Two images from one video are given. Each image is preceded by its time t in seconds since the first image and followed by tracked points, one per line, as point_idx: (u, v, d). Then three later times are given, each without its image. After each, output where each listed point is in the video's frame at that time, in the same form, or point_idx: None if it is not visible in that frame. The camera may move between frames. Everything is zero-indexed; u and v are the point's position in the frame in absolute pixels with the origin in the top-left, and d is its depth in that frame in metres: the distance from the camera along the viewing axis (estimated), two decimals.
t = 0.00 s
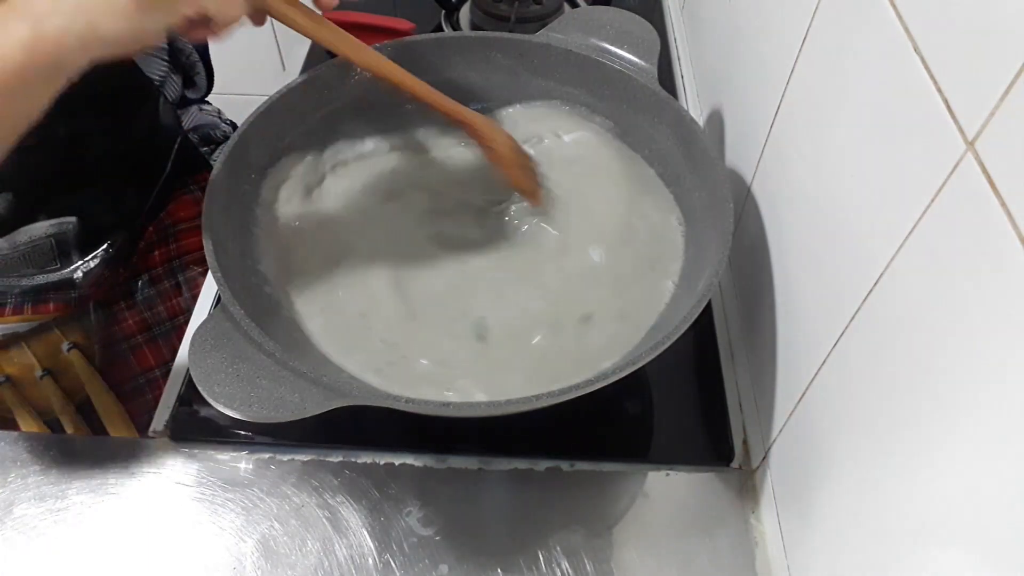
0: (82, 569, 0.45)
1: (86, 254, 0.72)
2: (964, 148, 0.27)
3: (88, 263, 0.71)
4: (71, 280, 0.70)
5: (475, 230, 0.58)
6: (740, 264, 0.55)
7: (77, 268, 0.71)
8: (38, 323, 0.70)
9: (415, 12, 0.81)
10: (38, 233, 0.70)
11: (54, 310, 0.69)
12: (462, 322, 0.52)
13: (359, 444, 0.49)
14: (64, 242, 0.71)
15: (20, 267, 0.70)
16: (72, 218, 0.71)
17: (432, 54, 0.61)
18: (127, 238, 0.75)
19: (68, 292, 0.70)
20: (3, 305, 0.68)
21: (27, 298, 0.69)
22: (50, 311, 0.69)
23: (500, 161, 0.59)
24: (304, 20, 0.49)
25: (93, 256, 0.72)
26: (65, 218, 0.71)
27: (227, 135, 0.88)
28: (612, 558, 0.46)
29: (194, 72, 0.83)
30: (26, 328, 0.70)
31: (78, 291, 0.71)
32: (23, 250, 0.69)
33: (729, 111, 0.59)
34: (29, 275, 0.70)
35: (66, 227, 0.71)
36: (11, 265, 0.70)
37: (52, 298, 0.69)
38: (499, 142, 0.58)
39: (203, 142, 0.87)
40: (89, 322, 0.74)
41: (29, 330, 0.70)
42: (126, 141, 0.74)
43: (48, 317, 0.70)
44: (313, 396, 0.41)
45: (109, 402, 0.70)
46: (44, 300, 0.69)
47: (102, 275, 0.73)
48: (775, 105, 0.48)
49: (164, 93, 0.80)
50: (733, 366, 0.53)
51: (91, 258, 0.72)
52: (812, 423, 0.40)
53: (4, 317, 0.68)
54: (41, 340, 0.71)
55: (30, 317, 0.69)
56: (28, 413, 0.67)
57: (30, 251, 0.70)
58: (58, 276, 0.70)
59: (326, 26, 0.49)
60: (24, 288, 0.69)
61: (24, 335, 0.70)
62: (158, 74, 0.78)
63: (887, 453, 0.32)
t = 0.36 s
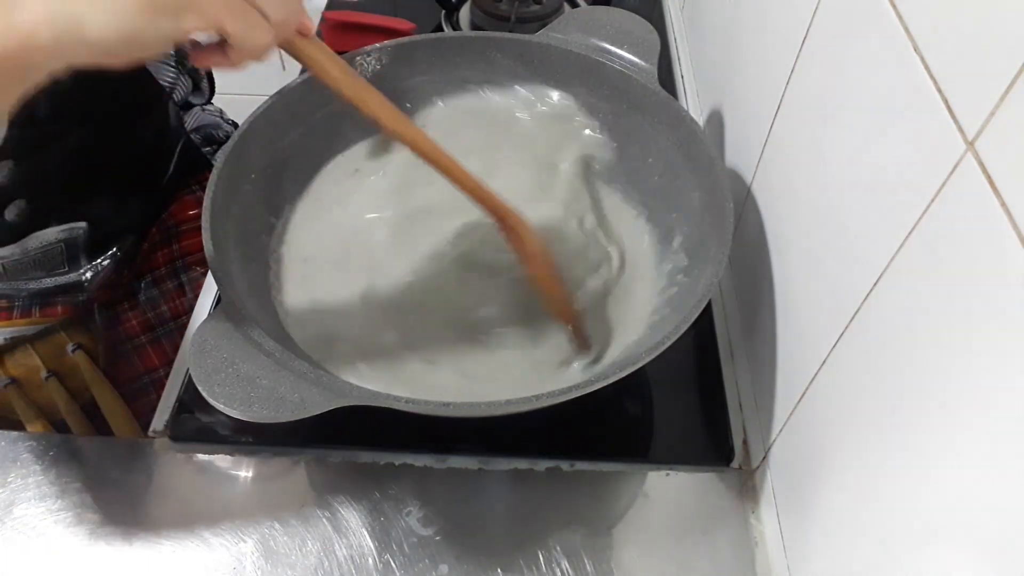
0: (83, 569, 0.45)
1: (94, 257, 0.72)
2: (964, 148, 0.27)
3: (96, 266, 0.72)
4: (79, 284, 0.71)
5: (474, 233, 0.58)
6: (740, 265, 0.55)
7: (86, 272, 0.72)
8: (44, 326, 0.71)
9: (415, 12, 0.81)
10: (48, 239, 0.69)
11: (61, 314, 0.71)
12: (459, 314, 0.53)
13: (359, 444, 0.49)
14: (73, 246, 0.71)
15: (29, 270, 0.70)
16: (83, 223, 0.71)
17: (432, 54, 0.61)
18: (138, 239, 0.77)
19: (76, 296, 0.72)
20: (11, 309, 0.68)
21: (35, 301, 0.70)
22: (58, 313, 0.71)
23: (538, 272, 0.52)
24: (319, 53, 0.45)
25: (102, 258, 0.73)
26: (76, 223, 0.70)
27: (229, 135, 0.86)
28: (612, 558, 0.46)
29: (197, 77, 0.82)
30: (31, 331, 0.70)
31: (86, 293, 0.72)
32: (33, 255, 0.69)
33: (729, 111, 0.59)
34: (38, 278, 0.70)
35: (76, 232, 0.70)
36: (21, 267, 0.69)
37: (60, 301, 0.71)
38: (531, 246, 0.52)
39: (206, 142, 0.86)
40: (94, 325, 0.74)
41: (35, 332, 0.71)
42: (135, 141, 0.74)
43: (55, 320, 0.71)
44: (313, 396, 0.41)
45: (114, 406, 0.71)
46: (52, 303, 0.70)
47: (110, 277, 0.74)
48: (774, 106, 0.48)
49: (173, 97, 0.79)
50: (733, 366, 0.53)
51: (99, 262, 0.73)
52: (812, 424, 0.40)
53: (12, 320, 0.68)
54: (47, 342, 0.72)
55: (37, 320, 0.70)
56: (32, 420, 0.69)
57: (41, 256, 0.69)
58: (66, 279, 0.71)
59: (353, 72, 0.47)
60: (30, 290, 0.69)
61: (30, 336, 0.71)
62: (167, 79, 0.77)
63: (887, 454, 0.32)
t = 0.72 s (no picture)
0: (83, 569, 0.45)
1: (89, 256, 0.73)
2: (964, 148, 0.27)
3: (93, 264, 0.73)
4: (77, 282, 0.72)
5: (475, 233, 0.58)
6: (741, 265, 0.55)
7: (82, 269, 0.72)
8: (43, 325, 0.70)
9: (415, 12, 0.81)
10: (43, 234, 0.71)
11: (58, 312, 0.71)
12: (459, 313, 0.54)
13: (360, 444, 0.48)
14: (69, 243, 0.72)
15: (23, 269, 0.71)
16: (77, 220, 0.72)
17: (432, 53, 0.61)
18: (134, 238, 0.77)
19: (72, 294, 0.72)
20: (8, 307, 0.68)
21: (32, 300, 0.69)
22: (54, 313, 0.70)
23: (337, 254, 0.49)
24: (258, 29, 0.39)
25: (97, 258, 0.74)
26: (71, 220, 0.72)
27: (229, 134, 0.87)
28: (612, 558, 0.46)
29: (197, 77, 0.83)
30: (29, 330, 0.70)
31: (83, 292, 0.72)
32: (29, 251, 0.70)
33: (729, 111, 0.59)
34: (32, 277, 0.71)
35: (72, 229, 0.72)
36: (16, 266, 0.70)
37: (57, 299, 0.71)
38: (357, 232, 0.49)
39: (204, 142, 0.86)
40: (92, 323, 0.74)
41: (34, 331, 0.70)
42: (133, 140, 0.74)
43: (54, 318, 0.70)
44: (313, 397, 0.41)
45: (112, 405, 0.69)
46: (48, 302, 0.70)
47: (106, 277, 0.74)
48: (775, 106, 0.48)
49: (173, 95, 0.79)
50: (733, 366, 0.53)
51: (95, 260, 0.73)
52: (811, 424, 0.40)
53: (10, 318, 0.68)
54: (45, 340, 0.71)
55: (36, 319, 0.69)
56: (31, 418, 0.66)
57: (36, 253, 0.71)
58: (61, 278, 0.71)
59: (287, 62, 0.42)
60: (26, 290, 0.69)
61: (27, 336, 0.70)
62: (165, 77, 0.76)
63: (887, 454, 0.32)
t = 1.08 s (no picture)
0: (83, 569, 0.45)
1: (88, 255, 0.73)
2: (964, 148, 0.27)
3: (93, 262, 0.73)
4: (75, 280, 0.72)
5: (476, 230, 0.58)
6: (741, 264, 0.55)
7: (81, 267, 0.72)
8: (39, 324, 0.71)
9: (415, 12, 0.81)
10: (41, 231, 0.71)
11: (56, 310, 0.72)
12: (463, 306, 0.53)
13: (359, 444, 0.49)
14: (67, 241, 0.72)
15: (23, 267, 0.71)
16: (76, 218, 0.72)
17: (432, 54, 0.61)
18: (131, 237, 0.76)
19: (70, 293, 0.72)
20: (5, 305, 0.70)
21: (30, 298, 0.71)
22: (53, 311, 0.71)
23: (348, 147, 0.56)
24: None
25: (95, 257, 0.73)
26: (70, 217, 0.72)
27: (228, 134, 0.88)
28: (612, 558, 0.46)
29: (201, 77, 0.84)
30: (24, 330, 0.71)
31: (81, 291, 0.72)
32: (26, 247, 0.70)
33: (729, 111, 0.59)
34: (31, 275, 0.71)
35: (70, 227, 0.72)
36: (15, 264, 0.71)
37: (55, 298, 0.72)
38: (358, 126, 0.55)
39: (203, 142, 0.86)
40: (90, 324, 0.75)
41: (31, 330, 0.72)
42: (133, 139, 0.74)
43: (48, 318, 0.71)
44: (313, 396, 0.41)
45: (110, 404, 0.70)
46: (47, 300, 0.71)
47: (104, 274, 0.74)
48: (774, 106, 0.48)
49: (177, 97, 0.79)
50: (733, 366, 0.53)
51: (94, 258, 0.73)
52: (811, 424, 0.40)
53: (5, 317, 0.69)
54: (43, 340, 0.72)
55: (32, 318, 0.70)
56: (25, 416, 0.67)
57: (34, 250, 0.71)
58: (61, 277, 0.72)
59: None
60: (25, 287, 0.71)
61: (25, 336, 0.71)
62: (168, 78, 0.76)
63: (886, 453, 0.32)
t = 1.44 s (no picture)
0: (83, 569, 0.45)
1: (89, 255, 0.72)
2: (964, 148, 0.27)
3: (94, 261, 0.72)
4: (75, 280, 0.71)
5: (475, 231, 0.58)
6: (741, 264, 0.55)
7: (81, 267, 0.71)
8: (41, 324, 0.71)
9: (414, 12, 0.81)
10: (41, 232, 0.68)
11: (57, 310, 0.71)
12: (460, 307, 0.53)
13: (358, 444, 0.49)
14: (67, 242, 0.69)
15: (22, 266, 0.69)
16: (77, 219, 0.69)
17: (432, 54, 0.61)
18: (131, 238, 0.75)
19: (70, 293, 0.71)
20: (5, 305, 0.68)
21: (30, 299, 0.69)
22: (53, 311, 0.70)
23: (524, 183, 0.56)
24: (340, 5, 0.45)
25: (95, 256, 0.72)
26: (71, 218, 0.69)
27: (228, 134, 0.88)
28: (612, 558, 0.46)
29: (201, 79, 0.87)
30: (25, 329, 0.70)
31: (81, 291, 0.72)
32: (26, 248, 0.67)
33: (729, 111, 0.59)
34: (31, 275, 0.69)
35: (70, 227, 0.69)
36: (14, 263, 0.68)
37: (55, 299, 0.70)
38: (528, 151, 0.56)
39: (202, 142, 0.86)
40: (91, 323, 0.75)
41: (31, 330, 0.71)
42: (134, 140, 0.73)
43: (49, 318, 0.70)
44: (313, 396, 0.41)
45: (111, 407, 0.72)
46: (47, 300, 0.70)
47: (104, 275, 0.73)
48: (775, 106, 0.48)
49: (178, 96, 0.82)
50: (733, 366, 0.53)
51: (94, 258, 0.72)
52: (812, 423, 0.40)
53: (5, 317, 0.68)
54: (42, 340, 0.72)
55: (33, 319, 0.69)
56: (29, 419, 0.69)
57: (34, 250, 0.68)
58: (61, 277, 0.70)
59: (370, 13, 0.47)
60: (26, 288, 0.69)
61: (26, 335, 0.71)
62: (169, 78, 0.80)
63: (886, 452, 0.32)
